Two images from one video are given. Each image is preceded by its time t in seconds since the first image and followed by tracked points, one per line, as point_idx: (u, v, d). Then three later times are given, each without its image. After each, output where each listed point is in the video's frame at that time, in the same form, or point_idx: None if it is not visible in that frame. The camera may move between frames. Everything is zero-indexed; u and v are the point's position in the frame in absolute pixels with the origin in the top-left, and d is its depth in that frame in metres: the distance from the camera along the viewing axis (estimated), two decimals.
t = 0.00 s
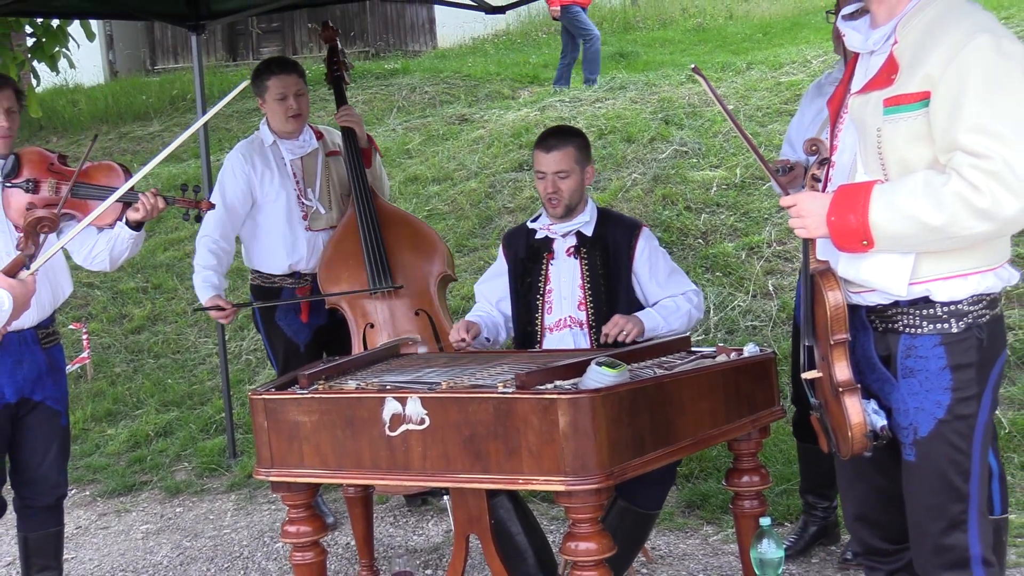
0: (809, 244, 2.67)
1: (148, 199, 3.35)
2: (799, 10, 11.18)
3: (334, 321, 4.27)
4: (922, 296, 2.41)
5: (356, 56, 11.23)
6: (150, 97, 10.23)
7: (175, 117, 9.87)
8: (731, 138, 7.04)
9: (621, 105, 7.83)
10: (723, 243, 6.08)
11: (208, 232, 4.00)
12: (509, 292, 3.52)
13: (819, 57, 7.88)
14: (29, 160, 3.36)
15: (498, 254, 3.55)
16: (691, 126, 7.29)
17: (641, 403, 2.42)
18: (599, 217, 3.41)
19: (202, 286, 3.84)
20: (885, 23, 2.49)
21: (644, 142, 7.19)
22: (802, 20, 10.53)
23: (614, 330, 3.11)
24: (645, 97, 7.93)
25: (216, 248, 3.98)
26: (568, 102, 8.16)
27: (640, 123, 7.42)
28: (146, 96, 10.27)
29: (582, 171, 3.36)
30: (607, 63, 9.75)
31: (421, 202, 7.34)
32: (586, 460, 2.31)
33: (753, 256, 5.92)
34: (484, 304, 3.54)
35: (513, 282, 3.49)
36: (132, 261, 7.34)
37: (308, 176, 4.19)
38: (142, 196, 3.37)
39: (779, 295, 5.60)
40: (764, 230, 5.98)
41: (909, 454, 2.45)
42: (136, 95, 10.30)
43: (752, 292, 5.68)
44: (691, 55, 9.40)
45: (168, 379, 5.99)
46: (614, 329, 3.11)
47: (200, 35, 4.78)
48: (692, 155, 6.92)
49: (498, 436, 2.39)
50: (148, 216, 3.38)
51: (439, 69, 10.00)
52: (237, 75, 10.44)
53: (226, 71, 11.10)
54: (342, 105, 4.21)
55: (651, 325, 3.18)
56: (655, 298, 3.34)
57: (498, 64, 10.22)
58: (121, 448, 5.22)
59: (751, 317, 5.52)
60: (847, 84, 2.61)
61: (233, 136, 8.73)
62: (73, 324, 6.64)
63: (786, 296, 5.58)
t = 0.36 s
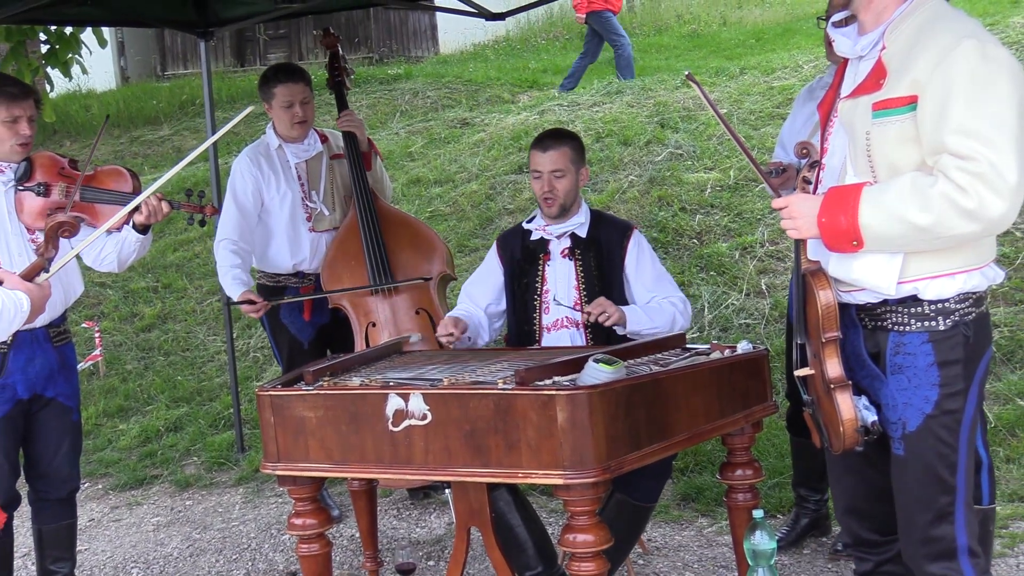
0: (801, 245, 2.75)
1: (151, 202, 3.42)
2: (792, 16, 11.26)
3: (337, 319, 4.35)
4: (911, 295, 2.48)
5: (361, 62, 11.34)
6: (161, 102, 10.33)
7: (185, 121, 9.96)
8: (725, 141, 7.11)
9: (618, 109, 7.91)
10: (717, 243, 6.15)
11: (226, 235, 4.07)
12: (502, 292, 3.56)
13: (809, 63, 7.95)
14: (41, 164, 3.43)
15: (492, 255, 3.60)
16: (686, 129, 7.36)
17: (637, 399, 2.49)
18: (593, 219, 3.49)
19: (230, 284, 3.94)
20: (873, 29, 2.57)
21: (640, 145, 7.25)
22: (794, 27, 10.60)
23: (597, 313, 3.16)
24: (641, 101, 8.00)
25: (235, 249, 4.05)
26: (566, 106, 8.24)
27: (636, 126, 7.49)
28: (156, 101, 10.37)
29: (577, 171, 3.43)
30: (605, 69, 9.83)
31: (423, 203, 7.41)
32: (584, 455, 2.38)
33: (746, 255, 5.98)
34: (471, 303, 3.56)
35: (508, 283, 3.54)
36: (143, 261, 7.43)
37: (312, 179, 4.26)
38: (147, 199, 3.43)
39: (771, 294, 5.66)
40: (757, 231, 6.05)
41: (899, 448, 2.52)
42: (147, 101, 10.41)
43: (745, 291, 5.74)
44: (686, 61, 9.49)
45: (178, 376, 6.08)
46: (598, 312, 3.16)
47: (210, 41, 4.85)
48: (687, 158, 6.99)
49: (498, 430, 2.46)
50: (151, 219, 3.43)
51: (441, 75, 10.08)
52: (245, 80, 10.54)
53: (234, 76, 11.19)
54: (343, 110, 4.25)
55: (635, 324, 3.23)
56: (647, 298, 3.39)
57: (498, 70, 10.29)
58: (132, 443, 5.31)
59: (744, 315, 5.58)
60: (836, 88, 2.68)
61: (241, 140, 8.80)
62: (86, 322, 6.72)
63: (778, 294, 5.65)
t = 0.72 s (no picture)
0: (789, 245, 2.84)
1: (165, 208, 3.52)
2: (784, 23, 11.36)
3: (341, 318, 4.44)
4: (895, 293, 2.57)
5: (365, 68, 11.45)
6: (172, 108, 10.45)
7: (196, 125, 10.06)
8: (718, 144, 7.21)
9: (614, 114, 8.00)
10: (710, 243, 6.23)
11: (242, 238, 4.15)
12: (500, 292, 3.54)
13: (799, 68, 8.05)
14: (55, 170, 3.54)
15: (489, 255, 3.58)
16: (680, 132, 7.45)
17: (633, 393, 2.57)
18: (587, 222, 3.49)
19: (252, 281, 4.02)
20: (860, 35, 2.65)
21: (636, 148, 7.33)
22: (784, 33, 10.71)
23: (570, 320, 3.16)
24: (636, 106, 8.10)
25: (251, 249, 4.14)
26: (564, 111, 8.34)
27: (631, 130, 7.59)
28: (167, 107, 10.49)
29: (573, 177, 3.44)
30: (602, 75, 9.93)
31: (426, 205, 7.48)
32: (582, 448, 2.45)
33: (738, 255, 6.07)
34: (474, 301, 3.54)
35: (505, 284, 3.53)
36: (154, 261, 7.53)
37: (318, 182, 4.35)
38: (160, 205, 3.54)
39: (763, 292, 5.74)
40: (749, 231, 6.13)
41: (885, 443, 2.61)
42: (158, 106, 10.53)
43: (737, 289, 5.82)
44: (679, 66, 9.58)
45: (188, 372, 6.17)
46: (570, 319, 3.16)
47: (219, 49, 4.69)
48: (681, 160, 7.08)
49: (498, 425, 2.54)
50: (164, 223, 3.53)
51: (443, 80, 10.18)
52: (253, 85, 10.64)
53: (242, 83, 11.29)
54: (346, 116, 4.34)
55: (607, 328, 3.24)
56: (630, 303, 3.40)
57: (497, 75, 10.37)
58: (144, 438, 5.40)
59: (736, 313, 5.66)
60: (824, 93, 2.77)
61: (249, 144, 8.88)
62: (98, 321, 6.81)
63: (769, 292, 5.73)
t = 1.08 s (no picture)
0: (779, 245, 2.93)
1: (167, 206, 3.58)
2: (775, 31, 11.47)
3: (347, 315, 4.54)
4: (882, 292, 2.66)
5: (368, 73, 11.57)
6: (184, 112, 10.59)
7: (208, 128, 10.18)
8: (711, 149, 7.31)
9: (611, 119, 8.11)
10: (703, 244, 6.32)
11: (259, 239, 4.24)
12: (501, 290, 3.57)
13: (791, 75, 8.17)
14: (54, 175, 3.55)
15: (491, 256, 3.60)
16: (675, 137, 7.56)
17: (628, 388, 2.67)
18: (585, 225, 3.49)
19: (276, 279, 4.13)
20: (848, 43, 2.73)
21: (632, 152, 7.43)
22: (777, 41, 10.83)
23: (550, 322, 3.08)
24: (633, 111, 8.21)
25: (269, 247, 4.23)
26: (563, 116, 8.45)
27: (627, 135, 7.69)
28: (179, 111, 10.63)
29: (572, 183, 3.44)
30: (598, 81, 10.04)
31: (429, 207, 7.56)
32: (580, 441, 2.55)
33: (731, 255, 6.15)
34: (474, 300, 3.55)
35: (507, 286, 3.55)
36: (166, 260, 7.66)
37: (324, 184, 4.45)
38: (162, 202, 3.60)
39: (755, 291, 5.82)
40: (742, 232, 6.22)
41: (871, 436, 2.70)
42: (170, 111, 10.66)
43: (730, 288, 5.90)
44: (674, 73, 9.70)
45: (199, 367, 6.28)
46: (550, 321, 3.08)
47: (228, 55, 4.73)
48: (676, 164, 7.18)
49: (499, 418, 2.64)
50: (169, 221, 3.61)
51: (445, 86, 10.29)
52: (263, 91, 10.79)
53: (252, 88, 11.42)
54: (352, 120, 4.44)
55: (590, 330, 3.22)
56: (614, 298, 3.38)
57: (498, 81, 10.47)
58: (157, 430, 5.51)
59: (729, 311, 5.74)
60: (814, 98, 2.86)
61: (259, 147, 8.97)
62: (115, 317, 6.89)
63: (759, 291, 5.81)
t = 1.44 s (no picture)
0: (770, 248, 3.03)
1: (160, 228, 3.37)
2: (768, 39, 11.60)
3: (353, 313, 4.65)
4: (869, 293, 2.74)
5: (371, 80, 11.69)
6: (195, 117, 10.75)
7: (220, 133, 10.31)
8: (704, 154, 7.42)
9: (607, 125, 8.22)
10: (696, 245, 6.42)
11: (276, 241, 4.35)
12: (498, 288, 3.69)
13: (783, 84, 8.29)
14: (55, 190, 3.44)
15: (489, 259, 3.71)
16: (669, 143, 7.67)
17: (624, 385, 2.77)
18: (578, 229, 3.59)
19: (296, 277, 4.25)
20: (837, 52, 2.78)
21: (628, 157, 7.53)
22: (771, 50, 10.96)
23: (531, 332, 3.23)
24: (629, 118, 8.32)
25: (286, 247, 4.36)
26: (561, 123, 8.56)
27: (623, 141, 7.80)
28: (191, 117, 10.79)
29: (566, 189, 3.54)
30: (595, 88, 10.15)
31: (432, 210, 7.66)
32: (578, 435, 2.65)
33: (723, 257, 6.24)
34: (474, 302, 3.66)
35: (504, 288, 3.66)
36: (178, 262, 7.80)
37: (332, 188, 4.55)
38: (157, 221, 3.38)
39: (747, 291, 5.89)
40: (733, 234, 6.32)
41: (859, 431, 2.77)
42: (182, 117, 10.81)
43: (722, 288, 5.98)
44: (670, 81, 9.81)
45: (211, 364, 6.39)
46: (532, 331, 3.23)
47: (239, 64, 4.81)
48: (670, 169, 7.28)
49: (500, 414, 2.74)
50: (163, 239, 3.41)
51: (448, 94, 10.41)
52: (272, 98, 10.96)
53: (261, 95, 11.58)
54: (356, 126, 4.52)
55: (577, 331, 3.27)
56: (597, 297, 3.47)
57: (498, 89, 10.58)
58: (170, 424, 5.63)
59: (721, 311, 5.80)
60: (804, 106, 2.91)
61: (268, 151, 9.09)
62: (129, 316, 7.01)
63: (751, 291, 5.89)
